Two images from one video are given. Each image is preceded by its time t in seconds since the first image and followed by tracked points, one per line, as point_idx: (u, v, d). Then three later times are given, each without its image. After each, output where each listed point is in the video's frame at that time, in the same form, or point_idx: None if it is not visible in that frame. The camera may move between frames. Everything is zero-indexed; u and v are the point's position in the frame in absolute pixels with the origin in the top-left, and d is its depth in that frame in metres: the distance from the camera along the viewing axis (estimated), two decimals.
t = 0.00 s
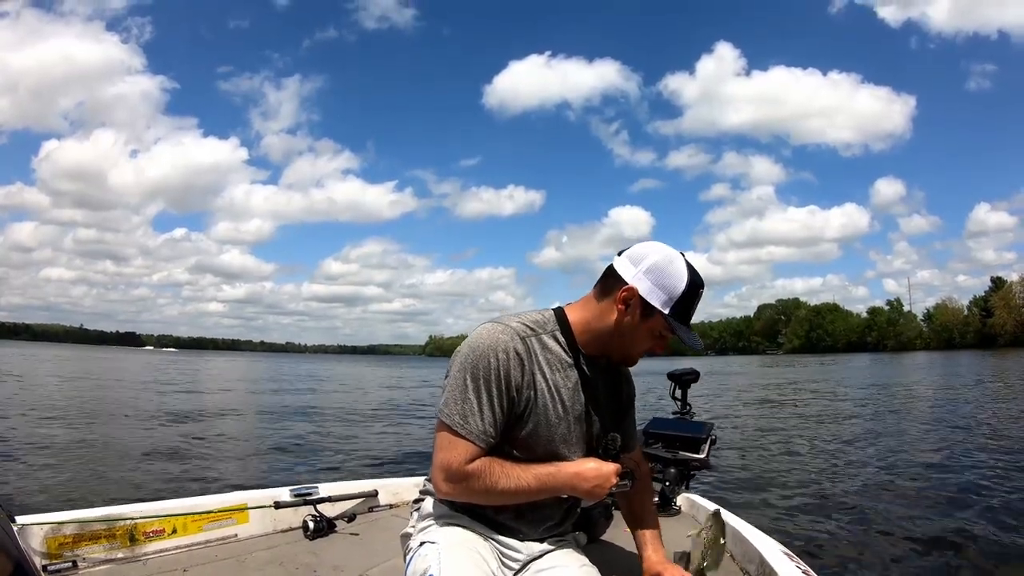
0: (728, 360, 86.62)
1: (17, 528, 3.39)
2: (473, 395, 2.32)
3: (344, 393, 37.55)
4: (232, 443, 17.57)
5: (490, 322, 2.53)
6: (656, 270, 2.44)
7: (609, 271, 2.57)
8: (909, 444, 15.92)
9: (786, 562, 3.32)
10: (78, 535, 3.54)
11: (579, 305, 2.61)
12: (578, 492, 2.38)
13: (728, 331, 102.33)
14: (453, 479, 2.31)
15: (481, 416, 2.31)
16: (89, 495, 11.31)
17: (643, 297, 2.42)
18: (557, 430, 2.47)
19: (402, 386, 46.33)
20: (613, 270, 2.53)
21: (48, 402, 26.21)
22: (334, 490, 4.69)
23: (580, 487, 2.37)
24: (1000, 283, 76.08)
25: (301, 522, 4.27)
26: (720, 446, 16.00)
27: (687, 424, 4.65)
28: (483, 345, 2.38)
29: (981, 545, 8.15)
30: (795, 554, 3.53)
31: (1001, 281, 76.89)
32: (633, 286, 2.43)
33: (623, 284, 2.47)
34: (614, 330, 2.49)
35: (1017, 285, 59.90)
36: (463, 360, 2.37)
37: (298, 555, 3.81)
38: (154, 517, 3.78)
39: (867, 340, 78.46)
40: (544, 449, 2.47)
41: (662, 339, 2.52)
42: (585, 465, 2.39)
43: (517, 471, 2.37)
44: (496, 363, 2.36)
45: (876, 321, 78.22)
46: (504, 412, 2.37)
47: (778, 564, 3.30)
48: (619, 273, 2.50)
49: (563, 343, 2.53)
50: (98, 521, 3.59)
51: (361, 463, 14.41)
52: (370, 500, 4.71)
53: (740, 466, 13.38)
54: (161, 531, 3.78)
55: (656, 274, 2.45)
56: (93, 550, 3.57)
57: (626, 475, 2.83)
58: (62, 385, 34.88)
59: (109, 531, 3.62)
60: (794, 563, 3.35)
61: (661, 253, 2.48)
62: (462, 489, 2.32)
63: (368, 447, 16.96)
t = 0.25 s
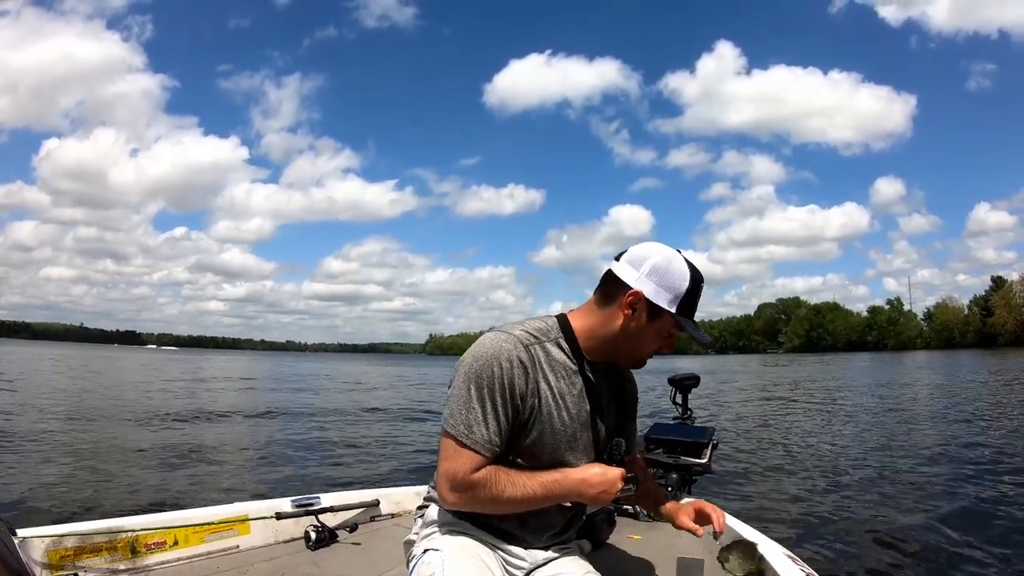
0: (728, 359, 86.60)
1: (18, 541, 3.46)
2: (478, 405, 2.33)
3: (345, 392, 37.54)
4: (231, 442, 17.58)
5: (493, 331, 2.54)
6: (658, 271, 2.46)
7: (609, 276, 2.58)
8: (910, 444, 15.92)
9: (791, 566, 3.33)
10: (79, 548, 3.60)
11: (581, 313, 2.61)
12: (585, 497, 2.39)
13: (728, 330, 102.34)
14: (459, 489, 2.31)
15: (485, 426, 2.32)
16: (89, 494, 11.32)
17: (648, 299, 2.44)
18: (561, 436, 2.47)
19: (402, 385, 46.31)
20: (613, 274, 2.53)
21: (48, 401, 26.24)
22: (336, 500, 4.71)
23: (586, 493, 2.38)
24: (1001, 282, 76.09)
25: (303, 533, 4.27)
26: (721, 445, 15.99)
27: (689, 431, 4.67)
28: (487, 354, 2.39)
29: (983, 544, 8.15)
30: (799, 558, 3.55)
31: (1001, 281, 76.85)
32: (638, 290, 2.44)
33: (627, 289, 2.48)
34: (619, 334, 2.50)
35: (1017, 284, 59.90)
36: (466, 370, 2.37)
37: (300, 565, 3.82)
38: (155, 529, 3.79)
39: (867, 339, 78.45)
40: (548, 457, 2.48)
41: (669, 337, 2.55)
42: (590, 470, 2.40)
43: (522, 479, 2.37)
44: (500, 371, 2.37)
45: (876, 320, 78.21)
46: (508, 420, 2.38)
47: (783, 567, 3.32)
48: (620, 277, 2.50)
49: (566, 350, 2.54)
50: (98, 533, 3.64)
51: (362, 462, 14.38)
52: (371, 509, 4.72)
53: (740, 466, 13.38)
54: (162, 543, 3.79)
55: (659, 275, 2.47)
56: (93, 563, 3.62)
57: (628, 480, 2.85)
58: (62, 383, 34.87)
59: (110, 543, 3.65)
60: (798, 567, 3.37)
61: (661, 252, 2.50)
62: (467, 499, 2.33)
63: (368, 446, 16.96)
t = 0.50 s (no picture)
0: (728, 357, 86.58)
1: (19, 548, 3.40)
2: (479, 404, 2.33)
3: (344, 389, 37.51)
4: (231, 438, 17.61)
5: (494, 332, 2.55)
6: (655, 270, 2.57)
7: (603, 280, 2.63)
8: (908, 442, 15.96)
9: (791, 565, 3.36)
10: (81, 553, 3.59)
11: (579, 316, 2.64)
12: (580, 497, 2.40)
13: (728, 328, 102.31)
14: (458, 486, 2.31)
15: (486, 424, 2.33)
16: (89, 491, 11.34)
17: (651, 297, 2.54)
18: (559, 436, 2.49)
19: (402, 382, 46.29)
20: (611, 278, 2.59)
21: (48, 397, 26.25)
22: (337, 504, 4.73)
23: (582, 493, 2.39)
24: (1000, 281, 76.07)
25: (304, 537, 4.29)
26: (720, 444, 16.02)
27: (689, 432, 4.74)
28: (489, 354, 2.40)
29: (981, 543, 8.20)
30: (799, 557, 3.58)
31: (1001, 280, 76.87)
32: (640, 290, 2.53)
33: (628, 291, 2.54)
34: (622, 335, 2.55)
35: (1017, 283, 59.90)
36: (469, 369, 2.37)
37: (302, 570, 3.84)
38: (156, 535, 3.81)
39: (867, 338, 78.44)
40: (545, 456, 2.49)
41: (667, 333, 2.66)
42: (587, 471, 2.42)
43: (519, 477, 2.38)
44: (501, 371, 2.38)
45: (876, 319, 78.18)
46: (508, 419, 2.39)
47: (783, 566, 3.34)
48: (619, 280, 2.56)
49: (566, 352, 2.56)
50: (100, 539, 3.64)
51: (362, 459, 14.38)
52: (372, 513, 4.74)
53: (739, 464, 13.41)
54: (163, 549, 3.81)
55: (656, 274, 2.58)
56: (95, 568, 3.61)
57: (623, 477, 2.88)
58: (61, 379, 34.86)
59: (111, 549, 3.66)
60: (799, 566, 3.40)
61: (655, 253, 2.60)
62: (465, 496, 2.32)
63: (367, 443, 16.99)
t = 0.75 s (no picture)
0: (728, 356, 86.58)
1: (18, 538, 3.42)
2: (473, 385, 2.33)
3: (343, 389, 37.47)
4: (230, 437, 17.63)
5: (488, 320, 2.56)
6: (637, 260, 2.59)
7: (588, 272, 2.66)
8: (908, 442, 15.96)
9: (789, 563, 3.33)
10: (80, 543, 3.59)
11: (567, 306, 2.66)
12: (571, 479, 2.39)
13: (728, 328, 102.28)
14: (453, 463, 2.31)
15: (480, 404, 2.33)
16: (88, 489, 11.34)
17: (633, 283, 2.56)
18: (551, 420, 2.49)
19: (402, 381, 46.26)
20: (594, 267, 2.62)
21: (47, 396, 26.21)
22: (336, 496, 4.74)
23: (572, 475, 2.39)
24: (1000, 281, 76.03)
25: (303, 529, 4.30)
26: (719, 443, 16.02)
27: (688, 427, 4.80)
28: (483, 339, 2.41)
29: (980, 543, 8.21)
30: (796, 555, 3.56)
31: (1001, 280, 76.86)
32: (622, 276, 2.55)
33: (611, 279, 2.57)
34: (608, 322, 2.57)
35: (1017, 283, 59.86)
36: (464, 352, 2.39)
37: (300, 561, 3.85)
38: (154, 525, 3.81)
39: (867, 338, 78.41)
40: (538, 439, 2.49)
41: (651, 323, 2.67)
42: (578, 453, 2.41)
43: (512, 457, 2.37)
44: (495, 355, 2.38)
45: (876, 318, 78.16)
46: (502, 400, 2.39)
47: (780, 564, 3.31)
48: (602, 269, 2.59)
49: (558, 340, 2.57)
50: (99, 529, 3.63)
51: (361, 459, 14.35)
52: (371, 504, 4.75)
53: (737, 463, 13.40)
54: (162, 539, 3.82)
55: (639, 263, 2.60)
56: (95, 558, 3.61)
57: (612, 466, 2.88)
58: (60, 379, 34.83)
59: (110, 539, 3.67)
60: (796, 564, 3.37)
61: (635, 245, 2.64)
62: (460, 474, 2.32)
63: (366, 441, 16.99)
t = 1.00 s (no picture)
0: (728, 357, 86.61)
1: (17, 516, 3.42)
2: (461, 362, 2.32)
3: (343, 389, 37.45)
4: (229, 438, 17.64)
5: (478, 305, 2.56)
6: (628, 249, 2.55)
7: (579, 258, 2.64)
8: (907, 442, 15.95)
9: (783, 558, 3.33)
10: (78, 522, 3.57)
11: (557, 292, 2.65)
12: (556, 459, 2.35)
13: (727, 328, 102.31)
14: (439, 438, 2.28)
15: (467, 381, 2.32)
16: (88, 489, 11.35)
17: (621, 272, 2.51)
18: (538, 401, 2.47)
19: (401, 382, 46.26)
20: (584, 254, 2.59)
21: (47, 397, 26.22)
22: (334, 479, 4.75)
23: (558, 454, 2.34)
24: (999, 281, 76.07)
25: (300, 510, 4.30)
26: (718, 443, 16.01)
27: (685, 418, 4.87)
28: (472, 320, 2.41)
29: (979, 543, 8.20)
30: (790, 549, 3.58)
31: (1000, 280, 76.91)
32: (611, 264, 2.51)
33: (599, 265, 2.54)
34: (595, 308, 2.55)
35: (1016, 284, 59.90)
36: (453, 332, 2.39)
37: (297, 543, 3.85)
38: (152, 505, 3.81)
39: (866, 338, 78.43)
40: (525, 420, 2.46)
41: (640, 311, 2.63)
42: (564, 433, 2.37)
43: (498, 435, 2.34)
44: (483, 335, 2.38)
45: (875, 319, 78.18)
46: (489, 380, 2.38)
47: (774, 558, 3.32)
48: (592, 256, 2.57)
49: (546, 325, 2.57)
50: (97, 508, 3.62)
51: (361, 459, 14.34)
52: (369, 488, 4.76)
53: (737, 464, 13.41)
54: (160, 519, 3.82)
55: (628, 252, 2.56)
56: (93, 537, 3.61)
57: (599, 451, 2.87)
58: (60, 380, 34.82)
59: (108, 518, 3.66)
60: (790, 560, 3.37)
61: (626, 234, 2.60)
62: (446, 450, 2.29)
63: (365, 442, 17.01)
